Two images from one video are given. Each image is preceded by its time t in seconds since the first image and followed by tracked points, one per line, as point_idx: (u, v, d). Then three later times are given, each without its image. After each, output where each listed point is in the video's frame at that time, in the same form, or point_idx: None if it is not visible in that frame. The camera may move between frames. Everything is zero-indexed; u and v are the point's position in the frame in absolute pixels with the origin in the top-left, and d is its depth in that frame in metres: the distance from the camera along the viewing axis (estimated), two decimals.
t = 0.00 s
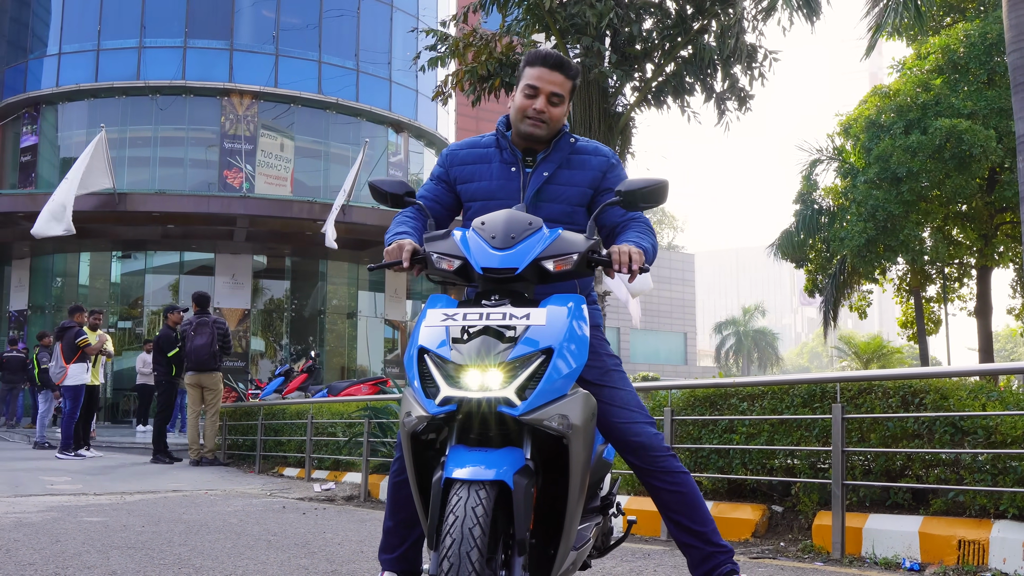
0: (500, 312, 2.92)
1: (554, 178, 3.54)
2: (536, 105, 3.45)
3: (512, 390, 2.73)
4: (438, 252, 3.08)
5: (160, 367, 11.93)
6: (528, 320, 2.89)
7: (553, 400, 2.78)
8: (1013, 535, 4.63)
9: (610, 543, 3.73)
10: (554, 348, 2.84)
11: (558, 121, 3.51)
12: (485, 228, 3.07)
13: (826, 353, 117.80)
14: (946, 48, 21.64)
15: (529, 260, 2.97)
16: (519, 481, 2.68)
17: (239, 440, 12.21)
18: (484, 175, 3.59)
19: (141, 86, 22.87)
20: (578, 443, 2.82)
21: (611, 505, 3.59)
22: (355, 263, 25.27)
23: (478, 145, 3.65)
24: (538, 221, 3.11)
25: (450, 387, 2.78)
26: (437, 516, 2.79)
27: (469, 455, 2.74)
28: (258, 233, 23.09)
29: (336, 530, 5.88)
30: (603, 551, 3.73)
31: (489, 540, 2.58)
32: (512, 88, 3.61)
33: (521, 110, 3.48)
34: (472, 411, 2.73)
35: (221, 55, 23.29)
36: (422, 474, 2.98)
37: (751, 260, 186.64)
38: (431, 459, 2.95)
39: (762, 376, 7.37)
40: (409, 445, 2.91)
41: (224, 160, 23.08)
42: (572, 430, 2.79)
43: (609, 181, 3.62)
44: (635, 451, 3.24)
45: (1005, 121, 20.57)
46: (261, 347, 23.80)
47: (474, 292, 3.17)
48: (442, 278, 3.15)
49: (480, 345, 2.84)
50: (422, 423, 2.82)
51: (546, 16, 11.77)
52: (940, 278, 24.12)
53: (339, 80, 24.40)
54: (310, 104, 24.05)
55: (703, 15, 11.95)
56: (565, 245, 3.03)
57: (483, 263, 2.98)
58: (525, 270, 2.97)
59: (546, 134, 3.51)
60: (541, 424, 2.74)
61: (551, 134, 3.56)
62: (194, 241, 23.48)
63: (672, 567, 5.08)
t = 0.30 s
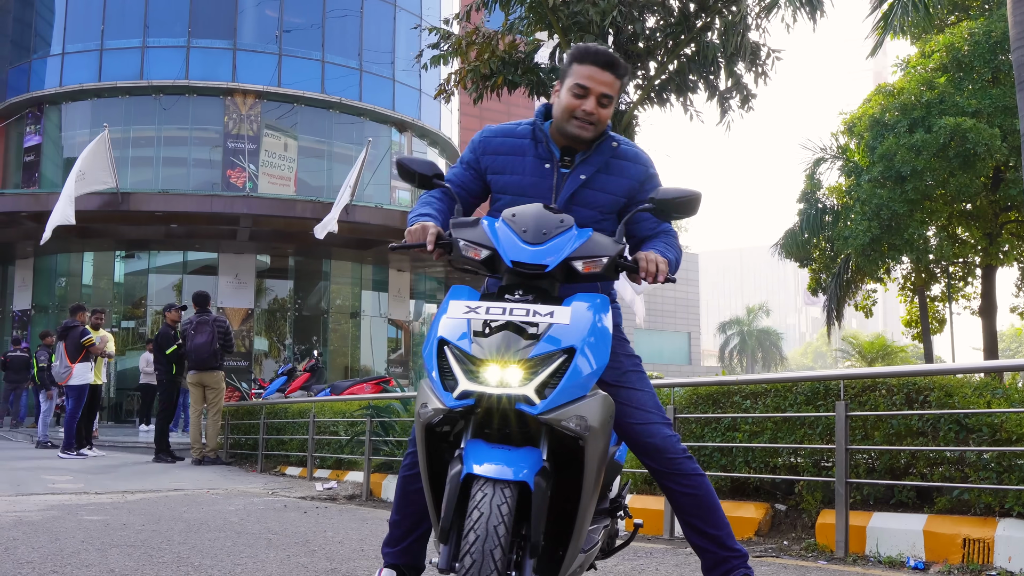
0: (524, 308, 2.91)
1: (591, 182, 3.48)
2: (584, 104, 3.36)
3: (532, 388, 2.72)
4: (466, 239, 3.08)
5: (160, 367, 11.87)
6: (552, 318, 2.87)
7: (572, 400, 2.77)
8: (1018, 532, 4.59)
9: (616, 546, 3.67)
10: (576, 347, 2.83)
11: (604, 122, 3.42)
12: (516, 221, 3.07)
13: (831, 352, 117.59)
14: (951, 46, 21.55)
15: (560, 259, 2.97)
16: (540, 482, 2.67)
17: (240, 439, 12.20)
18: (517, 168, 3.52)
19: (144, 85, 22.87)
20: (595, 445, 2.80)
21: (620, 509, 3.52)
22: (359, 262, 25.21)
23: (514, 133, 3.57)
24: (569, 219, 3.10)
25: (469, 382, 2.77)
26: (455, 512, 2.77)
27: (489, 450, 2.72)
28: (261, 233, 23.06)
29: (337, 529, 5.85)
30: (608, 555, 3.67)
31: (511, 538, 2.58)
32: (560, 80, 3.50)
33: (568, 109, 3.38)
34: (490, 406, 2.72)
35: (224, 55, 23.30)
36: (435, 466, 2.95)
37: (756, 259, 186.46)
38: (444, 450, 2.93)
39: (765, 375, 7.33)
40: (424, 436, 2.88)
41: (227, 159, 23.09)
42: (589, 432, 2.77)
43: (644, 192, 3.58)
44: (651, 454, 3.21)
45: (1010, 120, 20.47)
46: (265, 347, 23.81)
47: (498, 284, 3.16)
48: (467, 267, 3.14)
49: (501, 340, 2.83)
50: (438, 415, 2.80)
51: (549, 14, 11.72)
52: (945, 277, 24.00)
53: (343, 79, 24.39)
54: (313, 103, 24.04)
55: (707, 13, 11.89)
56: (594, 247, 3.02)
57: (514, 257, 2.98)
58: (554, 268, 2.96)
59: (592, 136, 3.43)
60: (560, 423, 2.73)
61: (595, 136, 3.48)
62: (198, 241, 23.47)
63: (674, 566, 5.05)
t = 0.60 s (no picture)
0: (553, 305, 2.89)
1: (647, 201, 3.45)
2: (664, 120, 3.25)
3: (555, 388, 2.72)
4: (505, 226, 3.04)
5: (160, 366, 11.86)
6: (581, 317, 2.87)
7: (595, 402, 2.76)
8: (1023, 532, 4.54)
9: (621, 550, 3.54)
10: (602, 348, 2.82)
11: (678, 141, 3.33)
12: (558, 214, 3.02)
13: (835, 352, 117.27)
14: (955, 44, 21.43)
15: (600, 263, 2.95)
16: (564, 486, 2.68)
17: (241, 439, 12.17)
18: (574, 165, 3.45)
19: (146, 85, 22.88)
20: (615, 449, 2.78)
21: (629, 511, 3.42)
22: (361, 262, 25.08)
23: (577, 126, 3.47)
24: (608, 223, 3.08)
25: (491, 376, 2.76)
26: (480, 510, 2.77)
27: (512, 449, 2.73)
28: (263, 232, 23.03)
29: (336, 527, 5.83)
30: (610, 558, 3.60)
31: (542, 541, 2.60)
32: (637, 85, 3.37)
33: (646, 123, 3.26)
34: (513, 403, 2.72)
35: (227, 54, 23.30)
36: (451, 456, 2.96)
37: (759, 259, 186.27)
38: (459, 440, 2.94)
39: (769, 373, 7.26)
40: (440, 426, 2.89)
41: (229, 159, 23.10)
42: (610, 436, 2.76)
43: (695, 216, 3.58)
44: (673, 449, 3.16)
45: (1015, 117, 20.33)
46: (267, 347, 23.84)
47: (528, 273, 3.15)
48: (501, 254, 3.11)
49: (527, 337, 2.82)
50: (458, 408, 2.80)
51: (551, 11, 11.62)
52: (950, 277, 23.83)
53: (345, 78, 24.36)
54: (316, 102, 24.01)
55: (710, 9, 11.73)
56: (633, 254, 3.01)
57: (554, 253, 2.94)
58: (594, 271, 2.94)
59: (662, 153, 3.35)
60: (581, 425, 2.73)
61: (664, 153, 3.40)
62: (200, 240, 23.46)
63: (673, 564, 5.02)
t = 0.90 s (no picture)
0: (579, 301, 2.90)
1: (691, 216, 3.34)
2: (720, 144, 3.11)
3: (574, 384, 2.69)
4: (541, 213, 3.04)
5: (161, 364, 11.87)
6: (605, 315, 2.86)
7: (614, 402, 2.74)
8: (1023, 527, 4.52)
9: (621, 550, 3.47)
10: (625, 348, 2.80)
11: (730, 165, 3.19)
12: (594, 208, 3.04)
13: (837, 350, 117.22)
14: (957, 42, 21.44)
15: (633, 263, 2.96)
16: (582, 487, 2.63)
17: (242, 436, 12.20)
18: (618, 166, 3.37)
19: (148, 85, 22.88)
20: (628, 450, 2.77)
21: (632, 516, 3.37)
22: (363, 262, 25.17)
23: (629, 126, 3.37)
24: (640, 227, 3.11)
25: (509, 367, 2.74)
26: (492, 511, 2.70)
27: (529, 444, 2.69)
28: (266, 232, 23.03)
29: (335, 524, 5.82)
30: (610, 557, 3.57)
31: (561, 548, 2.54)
32: (697, 97, 3.22)
33: (701, 143, 3.13)
34: (529, 397, 2.70)
35: (229, 53, 23.29)
36: (460, 445, 2.96)
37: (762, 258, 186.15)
38: (472, 430, 2.95)
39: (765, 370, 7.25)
40: (453, 413, 2.91)
41: (231, 159, 23.11)
42: (625, 437, 2.74)
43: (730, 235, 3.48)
44: (687, 440, 3.14)
45: (1016, 116, 20.41)
46: (270, 347, 23.79)
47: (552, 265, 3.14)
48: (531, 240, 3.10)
49: (549, 330, 2.82)
50: (474, 396, 2.81)
51: (551, 9, 11.59)
52: (951, 275, 23.81)
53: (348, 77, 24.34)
54: (318, 101, 24.01)
55: (710, 7, 11.72)
56: (664, 261, 3.03)
57: (590, 248, 2.95)
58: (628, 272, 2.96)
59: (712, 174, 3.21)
60: (598, 424, 2.70)
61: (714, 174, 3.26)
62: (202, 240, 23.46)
63: (672, 560, 5.01)
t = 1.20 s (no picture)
0: (596, 294, 2.86)
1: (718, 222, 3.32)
2: (756, 156, 3.04)
3: (587, 380, 2.65)
4: (568, 202, 3.00)
5: (161, 362, 11.86)
6: (623, 311, 2.83)
7: (628, 400, 2.72)
8: None
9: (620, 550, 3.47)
10: (640, 346, 2.78)
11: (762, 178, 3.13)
12: (621, 201, 2.99)
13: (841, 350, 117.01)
14: (960, 40, 21.37)
15: (656, 263, 2.93)
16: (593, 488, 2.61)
17: (243, 435, 12.19)
18: (648, 163, 3.33)
19: (151, 84, 22.88)
20: (636, 450, 2.76)
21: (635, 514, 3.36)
22: (366, 261, 25.18)
23: (665, 125, 3.32)
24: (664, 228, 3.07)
25: (522, 358, 2.71)
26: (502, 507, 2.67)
27: (540, 438, 2.67)
28: (268, 231, 23.03)
29: (333, 520, 5.79)
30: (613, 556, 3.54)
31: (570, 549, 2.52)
32: (736, 103, 3.14)
33: (737, 153, 3.06)
34: (541, 389, 2.68)
35: (231, 52, 23.29)
36: (466, 434, 2.95)
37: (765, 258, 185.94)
38: (478, 421, 2.94)
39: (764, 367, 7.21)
40: (462, 403, 2.88)
41: (234, 158, 23.11)
42: (635, 436, 2.73)
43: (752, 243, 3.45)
44: (696, 429, 3.12)
45: (1020, 114, 20.36)
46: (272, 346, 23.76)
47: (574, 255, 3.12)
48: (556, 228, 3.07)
49: (566, 323, 2.79)
50: (484, 385, 2.79)
51: (553, 6, 11.53)
52: (954, 274, 23.73)
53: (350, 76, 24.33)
54: (320, 100, 24.00)
55: (711, 4, 11.68)
56: (685, 262, 3.00)
57: (615, 243, 2.91)
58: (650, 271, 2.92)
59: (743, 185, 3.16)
60: (609, 422, 2.68)
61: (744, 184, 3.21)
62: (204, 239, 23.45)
63: (671, 556, 4.98)
